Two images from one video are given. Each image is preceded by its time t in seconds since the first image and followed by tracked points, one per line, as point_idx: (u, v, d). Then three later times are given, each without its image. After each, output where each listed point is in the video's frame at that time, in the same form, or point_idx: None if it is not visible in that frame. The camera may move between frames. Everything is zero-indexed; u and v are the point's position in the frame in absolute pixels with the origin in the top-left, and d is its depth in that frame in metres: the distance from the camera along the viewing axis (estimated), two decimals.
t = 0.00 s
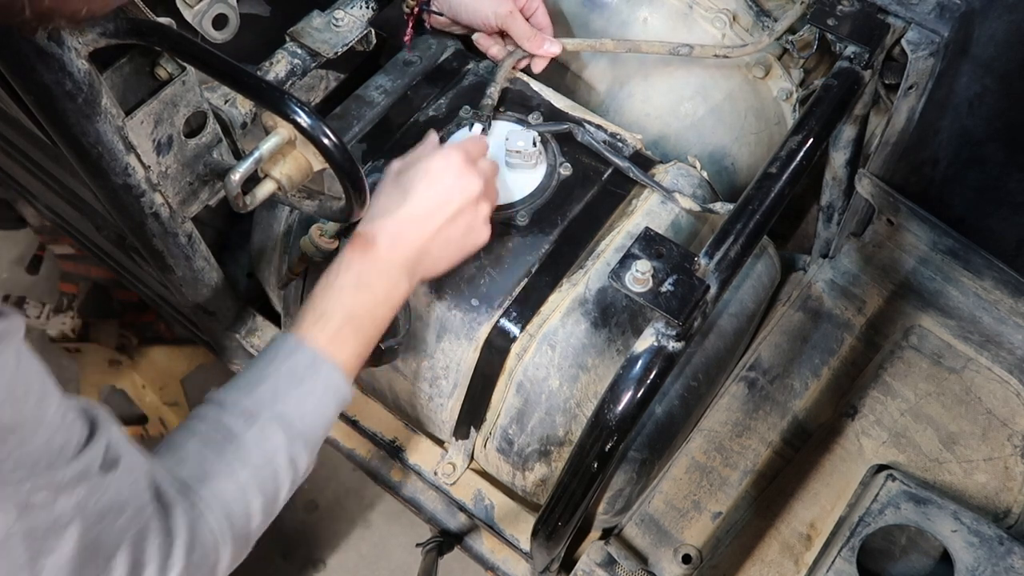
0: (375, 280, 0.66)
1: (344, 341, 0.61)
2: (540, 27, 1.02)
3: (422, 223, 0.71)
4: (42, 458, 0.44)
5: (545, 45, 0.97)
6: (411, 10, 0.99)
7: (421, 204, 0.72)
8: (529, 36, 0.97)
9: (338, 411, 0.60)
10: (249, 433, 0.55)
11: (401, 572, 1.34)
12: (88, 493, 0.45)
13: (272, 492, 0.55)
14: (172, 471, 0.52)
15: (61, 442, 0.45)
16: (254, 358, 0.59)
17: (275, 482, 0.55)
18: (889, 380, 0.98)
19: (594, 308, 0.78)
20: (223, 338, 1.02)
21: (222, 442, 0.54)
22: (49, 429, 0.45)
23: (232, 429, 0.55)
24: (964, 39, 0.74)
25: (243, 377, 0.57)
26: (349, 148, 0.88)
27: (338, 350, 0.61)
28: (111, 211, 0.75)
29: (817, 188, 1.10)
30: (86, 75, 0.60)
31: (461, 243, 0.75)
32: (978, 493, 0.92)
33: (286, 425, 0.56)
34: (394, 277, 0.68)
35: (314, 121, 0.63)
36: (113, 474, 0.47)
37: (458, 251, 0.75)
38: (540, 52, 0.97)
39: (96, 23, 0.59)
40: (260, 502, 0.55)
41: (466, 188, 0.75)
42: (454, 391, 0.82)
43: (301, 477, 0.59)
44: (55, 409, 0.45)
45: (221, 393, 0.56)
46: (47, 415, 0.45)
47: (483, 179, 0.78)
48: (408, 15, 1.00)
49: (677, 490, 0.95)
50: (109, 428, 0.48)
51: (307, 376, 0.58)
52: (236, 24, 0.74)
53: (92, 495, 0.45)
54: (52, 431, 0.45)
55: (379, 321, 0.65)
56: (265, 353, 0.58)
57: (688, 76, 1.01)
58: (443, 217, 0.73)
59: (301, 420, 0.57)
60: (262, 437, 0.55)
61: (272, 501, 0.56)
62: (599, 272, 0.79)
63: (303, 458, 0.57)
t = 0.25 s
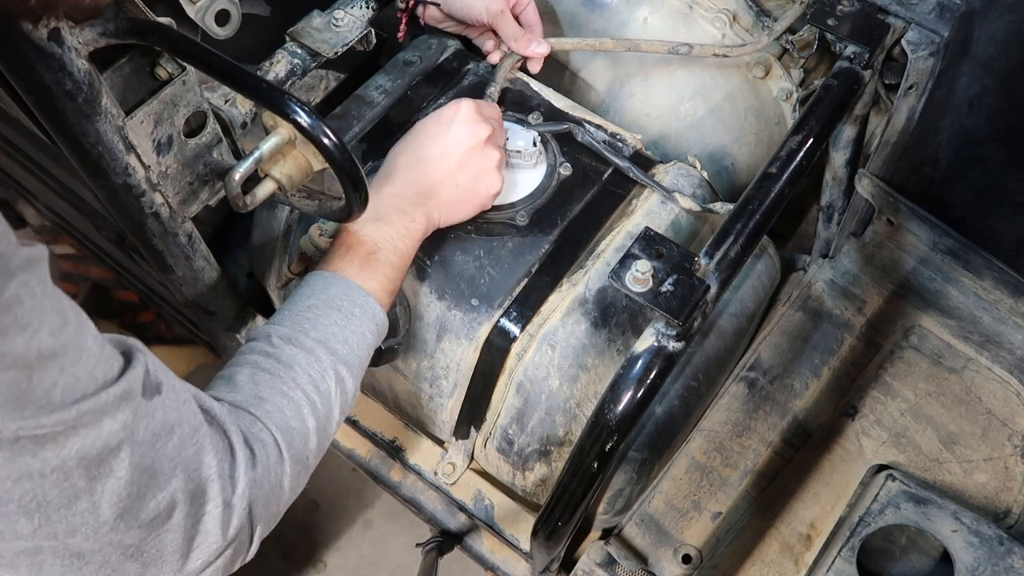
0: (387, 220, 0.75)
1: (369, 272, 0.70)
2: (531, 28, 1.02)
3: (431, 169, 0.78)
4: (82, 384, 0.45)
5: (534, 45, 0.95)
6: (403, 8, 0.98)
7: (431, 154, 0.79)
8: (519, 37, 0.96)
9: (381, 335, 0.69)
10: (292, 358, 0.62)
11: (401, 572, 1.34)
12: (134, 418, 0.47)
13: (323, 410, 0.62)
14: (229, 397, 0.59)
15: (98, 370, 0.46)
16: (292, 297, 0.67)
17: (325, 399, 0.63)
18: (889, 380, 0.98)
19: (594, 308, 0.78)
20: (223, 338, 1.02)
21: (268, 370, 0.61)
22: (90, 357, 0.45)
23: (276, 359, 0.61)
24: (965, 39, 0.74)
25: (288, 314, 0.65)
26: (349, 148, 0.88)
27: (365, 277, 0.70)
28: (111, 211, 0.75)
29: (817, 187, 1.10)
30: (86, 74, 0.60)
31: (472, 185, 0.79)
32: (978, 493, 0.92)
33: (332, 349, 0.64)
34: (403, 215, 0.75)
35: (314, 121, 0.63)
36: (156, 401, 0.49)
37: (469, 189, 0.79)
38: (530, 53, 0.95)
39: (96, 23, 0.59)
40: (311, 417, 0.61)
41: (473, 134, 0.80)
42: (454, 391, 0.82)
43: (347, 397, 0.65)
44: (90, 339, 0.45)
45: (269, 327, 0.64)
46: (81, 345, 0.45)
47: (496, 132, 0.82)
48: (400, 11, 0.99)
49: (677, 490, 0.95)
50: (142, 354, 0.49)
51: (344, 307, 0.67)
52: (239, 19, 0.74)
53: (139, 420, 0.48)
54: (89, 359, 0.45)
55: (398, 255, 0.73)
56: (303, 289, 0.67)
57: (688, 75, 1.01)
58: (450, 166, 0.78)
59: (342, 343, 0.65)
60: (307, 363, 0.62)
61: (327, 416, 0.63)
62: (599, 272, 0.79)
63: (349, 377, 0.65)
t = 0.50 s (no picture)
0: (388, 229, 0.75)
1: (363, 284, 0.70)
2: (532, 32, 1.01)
3: (431, 177, 0.78)
4: (71, 381, 0.45)
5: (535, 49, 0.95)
6: (405, 14, 0.95)
7: (432, 161, 0.79)
8: (518, 40, 0.95)
9: (377, 344, 0.69)
10: (286, 362, 0.62)
11: (401, 572, 1.34)
12: (124, 417, 0.48)
13: (316, 416, 0.63)
14: (221, 398, 0.60)
15: (86, 368, 0.46)
16: (290, 301, 0.68)
17: (318, 404, 0.63)
18: (889, 380, 0.98)
19: (594, 308, 0.78)
20: (223, 338, 1.02)
21: (262, 372, 0.61)
22: (78, 354, 0.46)
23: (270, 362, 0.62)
24: (964, 39, 0.74)
25: (286, 317, 0.66)
26: (349, 148, 0.88)
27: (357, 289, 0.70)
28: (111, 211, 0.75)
29: (817, 187, 1.10)
30: (86, 74, 0.60)
31: (473, 191, 0.79)
32: (978, 493, 0.92)
33: (327, 355, 0.64)
34: (404, 225, 0.75)
35: (314, 121, 0.63)
36: (145, 401, 0.50)
37: (469, 197, 0.79)
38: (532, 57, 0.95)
39: (96, 23, 0.59)
40: (303, 423, 0.62)
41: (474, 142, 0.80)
42: (454, 391, 0.82)
43: (342, 404, 0.66)
44: (77, 336, 0.46)
45: (266, 329, 0.65)
46: (68, 340, 0.45)
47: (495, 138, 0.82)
48: (399, 19, 0.96)
49: (677, 490, 0.95)
50: (129, 355, 0.50)
51: (341, 313, 0.67)
52: (233, 20, 0.74)
53: (128, 419, 0.48)
54: (77, 355, 0.46)
55: (399, 262, 0.73)
56: (302, 294, 0.68)
57: (688, 75, 1.01)
58: (450, 174, 0.78)
59: (337, 349, 0.65)
60: (301, 367, 0.63)
61: (319, 422, 0.63)
62: (598, 272, 0.79)
63: (343, 384, 0.65)
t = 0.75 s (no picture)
0: (386, 228, 0.75)
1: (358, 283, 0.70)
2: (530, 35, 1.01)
3: (432, 177, 0.78)
4: (87, 381, 0.45)
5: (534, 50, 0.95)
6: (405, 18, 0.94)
7: (431, 161, 0.79)
8: (518, 41, 0.95)
9: (380, 344, 0.69)
10: (289, 363, 0.63)
11: (401, 572, 1.34)
12: (138, 416, 0.48)
13: (319, 417, 0.63)
14: (225, 399, 0.60)
15: (101, 366, 0.46)
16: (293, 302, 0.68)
17: (321, 405, 0.63)
18: (889, 380, 0.98)
19: (594, 308, 0.78)
20: (223, 338, 1.02)
21: (265, 374, 0.62)
22: (93, 353, 0.46)
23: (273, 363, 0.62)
24: (964, 39, 0.74)
25: (288, 318, 0.66)
26: (349, 148, 0.88)
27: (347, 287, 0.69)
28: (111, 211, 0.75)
29: (817, 187, 1.10)
30: (86, 75, 0.60)
31: (472, 193, 0.79)
32: (978, 493, 0.92)
33: (330, 355, 0.64)
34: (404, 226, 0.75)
35: (314, 122, 0.63)
36: (156, 401, 0.50)
37: (469, 197, 0.79)
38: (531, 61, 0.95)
39: (96, 23, 0.59)
40: (307, 424, 0.62)
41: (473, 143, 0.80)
42: (454, 391, 0.82)
43: (346, 404, 0.66)
44: (91, 334, 0.46)
45: (269, 330, 0.65)
46: (83, 339, 0.45)
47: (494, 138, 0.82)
48: (399, 22, 0.95)
49: (677, 490, 0.95)
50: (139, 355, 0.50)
51: (343, 313, 0.67)
52: (231, 19, 0.74)
53: (142, 418, 0.48)
54: (92, 354, 0.46)
55: (401, 263, 0.73)
56: (304, 295, 0.68)
57: (688, 75, 1.01)
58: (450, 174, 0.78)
59: (340, 350, 0.65)
60: (304, 368, 0.63)
61: (323, 423, 0.64)
62: (598, 272, 0.79)
63: (347, 385, 0.65)
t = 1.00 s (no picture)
0: (386, 229, 0.74)
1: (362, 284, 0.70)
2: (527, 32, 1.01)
3: (431, 176, 0.78)
4: (108, 391, 0.45)
5: (534, 49, 0.95)
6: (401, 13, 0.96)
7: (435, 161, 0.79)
8: (517, 40, 0.95)
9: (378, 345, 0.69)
10: (294, 370, 0.62)
11: (401, 572, 1.34)
12: (155, 427, 0.48)
13: (322, 422, 0.63)
14: (230, 407, 0.59)
15: (123, 376, 0.46)
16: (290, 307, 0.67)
17: (325, 410, 0.63)
18: (889, 380, 0.98)
19: (594, 308, 0.78)
20: (223, 338, 1.02)
21: (269, 381, 0.61)
22: (115, 361, 0.46)
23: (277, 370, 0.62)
24: (964, 40, 0.74)
25: (288, 323, 0.65)
26: (349, 148, 0.88)
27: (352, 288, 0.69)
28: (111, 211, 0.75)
29: (817, 188, 1.10)
30: (86, 74, 0.60)
31: (473, 194, 0.79)
32: (978, 493, 0.92)
33: (332, 361, 0.64)
34: (404, 226, 0.75)
35: (314, 121, 0.63)
36: (174, 411, 0.50)
37: (469, 196, 0.78)
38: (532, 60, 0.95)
39: (96, 23, 0.59)
40: (312, 430, 0.62)
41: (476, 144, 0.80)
42: (454, 391, 0.82)
43: (346, 407, 0.66)
44: (114, 343, 0.46)
45: (269, 336, 0.64)
46: (105, 349, 0.45)
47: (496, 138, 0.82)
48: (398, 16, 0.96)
49: (677, 490, 0.95)
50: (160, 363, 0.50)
51: (343, 316, 0.67)
52: (225, 21, 0.74)
53: (159, 429, 0.48)
54: (114, 363, 0.46)
55: (398, 262, 0.73)
56: (303, 299, 0.68)
57: (688, 75, 1.01)
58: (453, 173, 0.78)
59: (340, 353, 0.65)
60: (307, 375, 0.62)
61: (325, 428, 0.63)
62: (598, 272, 0.79)
63: (348, 389, 0.65)
